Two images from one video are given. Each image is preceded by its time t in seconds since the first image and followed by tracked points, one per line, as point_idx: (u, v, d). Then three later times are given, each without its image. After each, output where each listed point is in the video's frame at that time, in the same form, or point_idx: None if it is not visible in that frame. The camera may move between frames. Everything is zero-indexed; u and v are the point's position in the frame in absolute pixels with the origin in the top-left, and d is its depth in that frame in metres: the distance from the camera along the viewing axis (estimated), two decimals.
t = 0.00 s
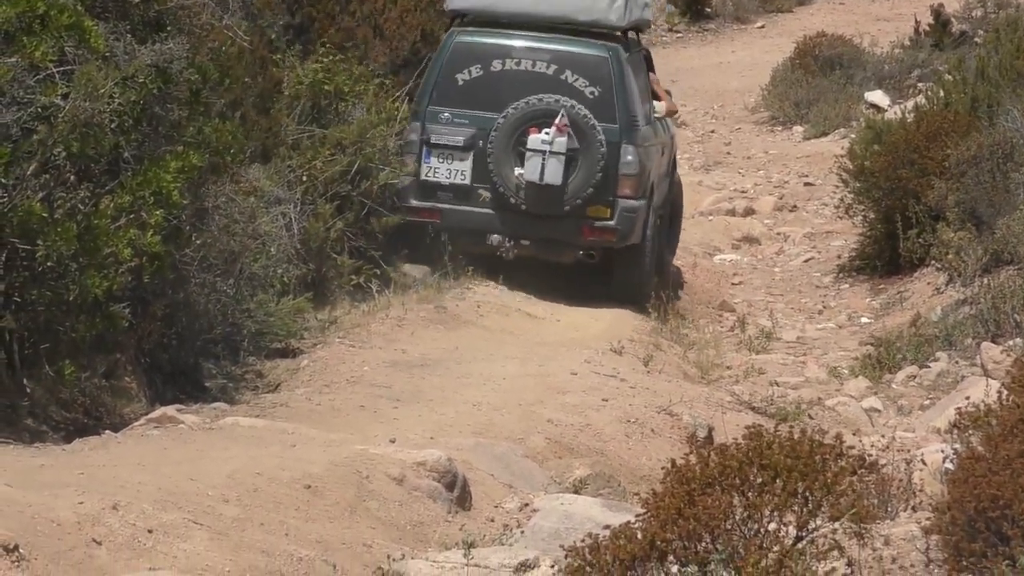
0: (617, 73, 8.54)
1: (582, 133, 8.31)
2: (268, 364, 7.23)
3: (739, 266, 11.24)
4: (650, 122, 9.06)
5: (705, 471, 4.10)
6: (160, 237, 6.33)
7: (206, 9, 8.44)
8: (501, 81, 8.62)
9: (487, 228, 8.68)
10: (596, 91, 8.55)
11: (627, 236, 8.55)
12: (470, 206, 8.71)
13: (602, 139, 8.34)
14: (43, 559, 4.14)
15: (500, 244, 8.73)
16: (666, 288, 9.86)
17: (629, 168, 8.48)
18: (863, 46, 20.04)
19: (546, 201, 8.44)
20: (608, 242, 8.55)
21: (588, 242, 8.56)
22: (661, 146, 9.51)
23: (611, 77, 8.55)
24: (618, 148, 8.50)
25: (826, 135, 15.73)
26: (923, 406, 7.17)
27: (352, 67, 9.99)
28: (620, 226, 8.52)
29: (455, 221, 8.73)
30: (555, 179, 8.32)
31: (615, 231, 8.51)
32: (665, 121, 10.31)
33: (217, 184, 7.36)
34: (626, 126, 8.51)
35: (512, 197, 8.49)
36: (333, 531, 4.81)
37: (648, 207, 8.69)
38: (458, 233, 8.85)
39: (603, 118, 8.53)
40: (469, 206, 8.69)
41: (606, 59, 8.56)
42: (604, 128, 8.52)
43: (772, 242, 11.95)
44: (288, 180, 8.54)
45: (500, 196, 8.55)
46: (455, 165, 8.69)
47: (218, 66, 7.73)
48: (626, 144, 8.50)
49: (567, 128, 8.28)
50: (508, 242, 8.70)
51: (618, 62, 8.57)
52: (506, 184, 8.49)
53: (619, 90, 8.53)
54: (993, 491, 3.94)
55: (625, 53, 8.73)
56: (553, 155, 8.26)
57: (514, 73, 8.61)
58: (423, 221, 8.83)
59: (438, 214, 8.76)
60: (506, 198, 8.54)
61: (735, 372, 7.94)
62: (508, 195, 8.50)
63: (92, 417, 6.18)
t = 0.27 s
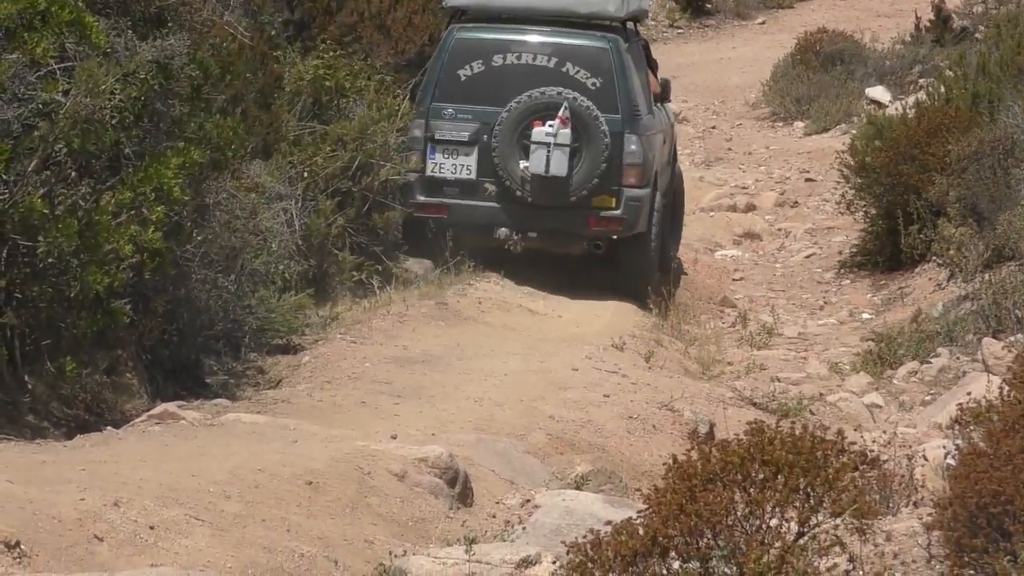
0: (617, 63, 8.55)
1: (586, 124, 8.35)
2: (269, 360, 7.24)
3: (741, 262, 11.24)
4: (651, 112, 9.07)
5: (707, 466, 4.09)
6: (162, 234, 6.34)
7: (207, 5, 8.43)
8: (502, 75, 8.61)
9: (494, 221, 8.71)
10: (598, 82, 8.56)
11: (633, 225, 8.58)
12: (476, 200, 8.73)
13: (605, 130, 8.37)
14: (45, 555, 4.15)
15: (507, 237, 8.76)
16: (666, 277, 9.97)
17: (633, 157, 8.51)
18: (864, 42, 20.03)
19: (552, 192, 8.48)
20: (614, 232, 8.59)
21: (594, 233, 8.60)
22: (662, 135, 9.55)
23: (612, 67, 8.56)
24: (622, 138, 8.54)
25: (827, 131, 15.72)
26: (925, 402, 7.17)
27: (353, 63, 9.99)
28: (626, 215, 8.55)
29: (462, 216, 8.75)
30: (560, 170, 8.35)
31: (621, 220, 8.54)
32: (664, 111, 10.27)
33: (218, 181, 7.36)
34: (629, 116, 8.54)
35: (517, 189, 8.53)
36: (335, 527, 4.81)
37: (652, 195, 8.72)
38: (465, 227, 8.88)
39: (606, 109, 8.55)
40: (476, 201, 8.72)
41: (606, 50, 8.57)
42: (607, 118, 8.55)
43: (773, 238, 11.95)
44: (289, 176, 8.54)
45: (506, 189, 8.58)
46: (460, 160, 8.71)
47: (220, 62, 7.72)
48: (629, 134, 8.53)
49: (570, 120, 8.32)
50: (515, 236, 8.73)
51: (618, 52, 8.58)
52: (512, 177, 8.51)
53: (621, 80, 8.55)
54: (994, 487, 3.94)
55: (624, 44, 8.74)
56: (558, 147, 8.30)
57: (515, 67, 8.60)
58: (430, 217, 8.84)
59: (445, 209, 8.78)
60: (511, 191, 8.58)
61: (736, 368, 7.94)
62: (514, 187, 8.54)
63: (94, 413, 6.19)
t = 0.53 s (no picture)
0: (628, 58, 8.60)
1: (594, 117, 8.33)
2: (269, 358, 7.24)
3: (741, 261, 11.24)
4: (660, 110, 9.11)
5: (706, 465, 4.07)
6: (162, 232, 6.34)
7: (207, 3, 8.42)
8: (513, 65, 8.65)
9: (499, 210, 8.68)
10: (608, 76, 8.60)
11: (637, 219, 8.57)
12: (483, 187, 8.69)
13: (613, 123, 8.37)
14: (45, 554, 4.14)
15: (511, 226, 8.73)
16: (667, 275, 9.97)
17: (641, 152, 8.51)
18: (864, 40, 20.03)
19: (557, 183, 8.45)
20: (618, 225, 8.57)
21: (599, 225, 8.59)
22: (671, 133, 9.54)
23: (623, 62, 8.61)
24: (629, 132, 8.54)
25: (827, 130, 15.72)
26: (924, 401, 7.17)
27: (353, 61, 9.98)
28: (630, 209, 8.54)
29: (468, 203, 8.70)
30: (567, 161, 8.33)
31: (626, 213, 8.53)
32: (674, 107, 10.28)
33: (218, 180, 7.36)
34: (638, 110, 8.55)
35: (523, 178, 8.49)
36: (334, 526, 4.81)
37: (658, 191, 8.72)
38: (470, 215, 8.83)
39: (615, 102, 8.57)
40: (482, 188, 8.67)
41: (618, 44, 8.63)
42: (616, 112, 8.54)
43: (773, 236, 11.95)
44: (289, 175, 8.54)
45: (512, 178, 8.54)
46: (467, 147, 8.67)
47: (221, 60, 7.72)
48: (637, 128, 8.53)
49: (579, 112, 8.30)
50: (520, 224, 8.71)
51: (629, 47, 8.64)
52: (518, 165, 8.48)
53: (631, 75, 8.59)
54: (995, 486, 3.94)
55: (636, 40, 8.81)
56: (565, 138, 8.29)
57: (526, 58, 8.64)
58: (436, 204, 8.78)
59: (451, 196, 8.73)
60: (517, 179, 8.55)
61: (736, 366, 7.94)
62: (520, 176, 8.50)
63: (94, 412, 6.19)
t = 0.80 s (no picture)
0: (640, 58, 8.68)
1: (603, 115, 8.39)
2: (271, 358, 7.24)
3: (743, 259, 11.23)
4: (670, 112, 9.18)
5: (709, 465, 4.06)
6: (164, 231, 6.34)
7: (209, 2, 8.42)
8: (524, 62, 8.73)
9: (506, 205, 8.73)
10: (618, 76, 8.68)
11: (642, 219, 8.62)
12: (490, 182, 8.75)
13: (622, 123, 8.43)
14: (47, 553, 4.14)
15: (518, 221, 8.79)
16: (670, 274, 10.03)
17: (648, 152, 8.57)
18: (865, 38, 20.02)
19: (565, 180, 8.51)
20: (624, 224, 8.63)
21: (604, 223, 8.64)
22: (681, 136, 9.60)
23: (634, 62, 8.69)
24: (638, 132, 8.61)
25: (829, 128, 15.71)
26: (927, 399, 7.17)
27: (355, 60, 9.98)
28: (636, 208, 8.59)
29: (475, 196, 8.77)
30: (574, 159, 8.38)
31: (631, 213, 8.58)
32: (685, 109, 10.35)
33: (220, 179, 7.36)
34: (647, 111, 8.62)
35: (530, 175, 8.55)
36: (337, 525, 4.81)
37: (664, 192, 8.78)
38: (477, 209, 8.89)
39: (624, 102, 8.64)
40: (490, 182, 8.73)
41: (629, 45, 8.71)
42: (624, 112, 8.62)
43: (775, 235, 11.94)
44: (291, 174, 8.54)
45: (520, 173, 8.60)
46: (476, 141, 8.74)
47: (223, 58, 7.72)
48: (646, 129, 8.60)
49: (588, 110, 8.36)
50: (526, 220, 8.77)
51: (641, 48, 8.72)
52: (526, 161, 8.54)
53: (642, 75, 8.67)
54: (997, 485, 3.93)
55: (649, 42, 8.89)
56: (573, 136, 8.33)
57: (538, 55, 8.73)
58: (444, 196, 8.85)
59: (459, 189, 8.80)
60: (525, 175, 8.60)
61: (738, 365, 7.93)
62: (527, 172, 8.56)
63: (96, 411, 6.19)
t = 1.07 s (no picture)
0: (642, 57, 8.72)
1: (606, 114, 8.42)
2: (273, 362, 7.24)
3: (745, 263, 11.23)
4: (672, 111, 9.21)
5: (711, 468, 4.05)
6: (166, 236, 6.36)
7: (211, 7, 8.43)
8: (528, 63, 8.76)
9: (511, 205, 8.75)
10: (621, 75, 8.71)
11: (647, 217, 8.63)
12: (496, 182, 8.77)
13: (625, 121, 8.45)
14: (49, 558, 4.14)
15: (523, 221, 8.81)
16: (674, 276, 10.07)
17: (652, 150, 8.59)
18: (867, 42, 20.03)
19: (569, 178, 8.52)
20: (628, 222, 8.64)
21: (609, 222, 8.65)
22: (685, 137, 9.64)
23: (637, 62, 8.73)
24: (641, 131, 8.63)
25: (831, 132, 15.72)
26: (929, 403, 7.16)
27: (357, 64, 10.00)
28: (640, 206, 8.60)
29: (481, 197, 8.79)
30: (578, 158, 8.40)
31: (636, 211, 8.59)
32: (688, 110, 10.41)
33: (223, 183, 7.37)
34: (650, 110, 8.65)
35: (535, 174, 8.56)
36: (339, 529, 4.81)
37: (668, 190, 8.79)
38: (482, 209, 8.91)
39: (627, 101, 8.67)
40: (495, 183, 8.76)
41: (632, 44, 8.74)
42: (628, 111, 8.64)
43: (777, 239, 11.94)
44: (293, 178, 8.55)
45: (525, 173, 8.61)
46: (481, 142, 8.77)
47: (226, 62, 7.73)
48: (649, 128, 8.63)
49: (592, 109, 8.37)
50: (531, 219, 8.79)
51: (643, 47, 8.75)
52: (531, 161, 8.55)
53: (645, 74, 8.70)
54: (1000, 488, 3.93)
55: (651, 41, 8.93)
56: (577, 134, 8.35)
57: (541, 56, 8.76)
58: (449, 197, 8.87)
59: (464, 189, 8.82)
60: (530, 175, 8.62)
61: (741, 369, 7.93)
62: (532, 172, 8.57)
63: (99, 415, 6.21)
